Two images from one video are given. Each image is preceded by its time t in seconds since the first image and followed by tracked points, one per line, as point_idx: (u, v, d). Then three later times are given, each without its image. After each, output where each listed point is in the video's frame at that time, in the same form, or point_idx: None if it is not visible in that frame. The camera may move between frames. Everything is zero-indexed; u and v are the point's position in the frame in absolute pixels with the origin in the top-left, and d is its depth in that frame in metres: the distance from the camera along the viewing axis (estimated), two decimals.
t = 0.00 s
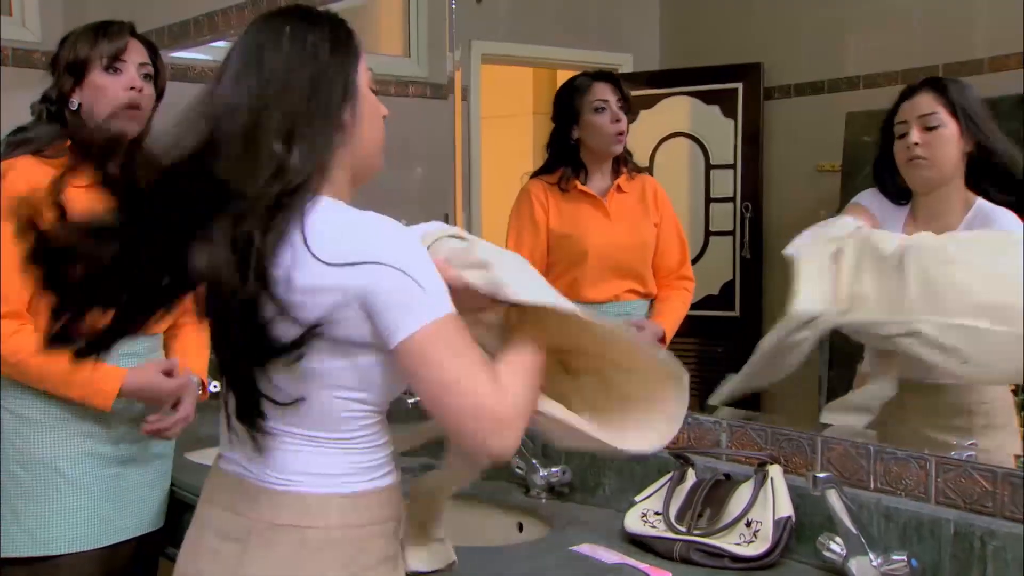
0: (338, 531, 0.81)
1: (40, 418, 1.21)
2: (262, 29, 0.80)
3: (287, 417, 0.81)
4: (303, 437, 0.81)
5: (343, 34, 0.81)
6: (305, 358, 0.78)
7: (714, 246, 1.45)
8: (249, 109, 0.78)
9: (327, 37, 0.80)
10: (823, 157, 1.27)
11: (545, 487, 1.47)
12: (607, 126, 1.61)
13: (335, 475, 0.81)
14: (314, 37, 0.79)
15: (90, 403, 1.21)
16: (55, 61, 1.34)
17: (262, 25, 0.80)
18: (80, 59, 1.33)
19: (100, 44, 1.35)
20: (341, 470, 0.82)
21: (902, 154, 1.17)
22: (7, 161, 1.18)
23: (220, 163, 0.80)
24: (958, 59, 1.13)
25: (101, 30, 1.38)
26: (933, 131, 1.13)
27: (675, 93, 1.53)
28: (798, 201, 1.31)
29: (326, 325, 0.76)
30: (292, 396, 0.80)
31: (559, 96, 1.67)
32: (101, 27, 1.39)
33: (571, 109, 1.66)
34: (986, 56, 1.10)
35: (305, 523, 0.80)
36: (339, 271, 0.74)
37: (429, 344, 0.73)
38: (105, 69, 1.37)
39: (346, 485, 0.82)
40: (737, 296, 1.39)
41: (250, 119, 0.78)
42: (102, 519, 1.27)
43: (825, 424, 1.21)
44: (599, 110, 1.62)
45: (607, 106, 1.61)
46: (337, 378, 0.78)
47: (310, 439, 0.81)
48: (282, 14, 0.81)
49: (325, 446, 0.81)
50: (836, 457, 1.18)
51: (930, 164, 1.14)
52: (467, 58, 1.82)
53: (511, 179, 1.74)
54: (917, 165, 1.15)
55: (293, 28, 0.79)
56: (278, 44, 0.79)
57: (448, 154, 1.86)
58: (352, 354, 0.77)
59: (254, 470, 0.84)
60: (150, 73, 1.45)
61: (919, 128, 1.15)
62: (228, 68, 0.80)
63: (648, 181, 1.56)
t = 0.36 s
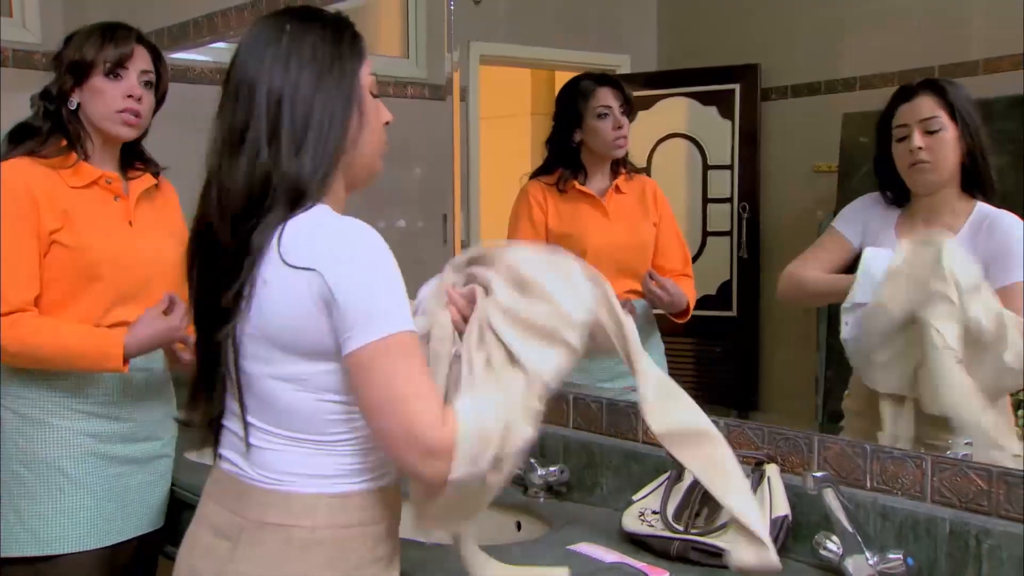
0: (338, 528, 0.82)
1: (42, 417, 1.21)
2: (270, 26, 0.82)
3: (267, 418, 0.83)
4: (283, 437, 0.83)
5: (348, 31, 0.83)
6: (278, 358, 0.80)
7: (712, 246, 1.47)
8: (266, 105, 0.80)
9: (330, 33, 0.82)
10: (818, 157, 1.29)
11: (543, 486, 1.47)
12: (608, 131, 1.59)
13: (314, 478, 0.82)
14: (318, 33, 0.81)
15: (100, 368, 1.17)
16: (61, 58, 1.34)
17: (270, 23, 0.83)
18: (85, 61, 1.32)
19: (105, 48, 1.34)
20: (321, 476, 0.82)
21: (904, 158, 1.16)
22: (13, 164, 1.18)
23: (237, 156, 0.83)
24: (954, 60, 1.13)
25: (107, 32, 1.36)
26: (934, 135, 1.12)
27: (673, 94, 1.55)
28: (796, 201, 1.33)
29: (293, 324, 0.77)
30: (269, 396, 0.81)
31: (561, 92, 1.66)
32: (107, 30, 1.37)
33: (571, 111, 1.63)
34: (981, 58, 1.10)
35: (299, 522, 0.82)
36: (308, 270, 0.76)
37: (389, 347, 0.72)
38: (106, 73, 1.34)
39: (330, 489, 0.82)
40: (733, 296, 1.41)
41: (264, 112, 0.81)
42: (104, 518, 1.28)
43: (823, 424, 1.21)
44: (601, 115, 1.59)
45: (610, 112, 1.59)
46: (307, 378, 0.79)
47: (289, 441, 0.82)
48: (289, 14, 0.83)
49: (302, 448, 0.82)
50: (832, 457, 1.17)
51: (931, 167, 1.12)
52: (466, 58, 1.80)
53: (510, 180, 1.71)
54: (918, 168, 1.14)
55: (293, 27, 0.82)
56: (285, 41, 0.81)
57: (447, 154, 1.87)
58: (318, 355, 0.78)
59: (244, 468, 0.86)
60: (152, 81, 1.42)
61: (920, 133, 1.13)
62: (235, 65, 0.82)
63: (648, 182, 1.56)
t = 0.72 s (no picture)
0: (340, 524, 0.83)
1: (46, 418, 1.22)
2: (257, 38, 0.84)
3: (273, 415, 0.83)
4: (293, 431, 0.83)
5: (331, 41, 0.85)
6: (282, 356, 0.80)
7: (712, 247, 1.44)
8: (257, 117, 0.81)
9: (316, 43, 0.84)
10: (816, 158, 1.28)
11: (541, 486, 1.48)
12: (611, 129, 1.62)
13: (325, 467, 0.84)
14: (304, 45, 0.83)
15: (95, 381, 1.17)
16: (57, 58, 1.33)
17: (257, 34, 0.84)
18: (86, 61, 1.31)
19: (106, 47, 1.32)
20: (330, 465, 0.84)
21: (875, 163, 1.18)
22: (15, 168, 1.20)
23: (222, 166, 0.83)
24: (947, 62, 1.14)
25: (108, 31, 1.35)
26: (902, 139, 1.15)
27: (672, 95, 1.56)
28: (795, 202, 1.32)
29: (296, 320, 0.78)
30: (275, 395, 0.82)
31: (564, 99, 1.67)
32: (108, 29, 1.35)
33: (572, 110, 1.65)
34: (976, 59, 1.11)
35: (302, 518, 0.84)
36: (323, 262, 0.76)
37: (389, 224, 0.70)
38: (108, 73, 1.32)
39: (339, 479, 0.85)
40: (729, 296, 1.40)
41: (255, 124, 0.81)
42: (109, 520, 1.27)
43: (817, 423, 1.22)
44: (603, 114, 1.62)
45: (612, 111, 1.61)
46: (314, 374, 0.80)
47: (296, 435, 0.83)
48: (276, 25, 0.85)
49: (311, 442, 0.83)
50: (830, 456, 1.18)
51: (902, 170, 1.15)
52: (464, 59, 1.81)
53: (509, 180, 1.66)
54: (890, 171, 1.16)
55: (284, 33, 0.83)
56: (270, 53, 0.83)
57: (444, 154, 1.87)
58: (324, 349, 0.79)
59: (247, 470, 0.85)
60: (154, 79, 1.41)
61: (889, 138, 1.17)
62: (223, 82, 0.83)
63: (649, 185, 1.57)
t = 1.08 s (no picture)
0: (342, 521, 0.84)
1: (51, 419, 1.23)
2: (287, 43, 0.89)
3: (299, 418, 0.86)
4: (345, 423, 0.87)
5: (354, 39, 0.89)
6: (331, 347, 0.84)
7: (709, 246, 1.44)
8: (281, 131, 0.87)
9: (333, 41, 0.88)
10: (815, 157, 1.26)
11: (541, 485, 1.48)
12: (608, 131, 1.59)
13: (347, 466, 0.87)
14: (325, 51, 0.87)
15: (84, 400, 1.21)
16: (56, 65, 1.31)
17: (288, 39, 0.89)
18: (91, 69, 1.30)
19: (110, 54, 1.31)
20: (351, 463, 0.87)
21: (879, 154, 1.18)
22: (17, 170, 1.20)
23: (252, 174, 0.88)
24: (946, 62, 1.14)
25: (110, 34, 1.33)
26: (909, 133, 1.16)
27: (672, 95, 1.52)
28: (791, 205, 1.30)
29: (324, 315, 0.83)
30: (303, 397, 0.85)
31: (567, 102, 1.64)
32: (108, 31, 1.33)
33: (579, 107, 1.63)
34: (974, 60, 1.12)
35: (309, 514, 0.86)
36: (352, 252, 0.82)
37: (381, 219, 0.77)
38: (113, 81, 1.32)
39: (358, 477, 0.87)
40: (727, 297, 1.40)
41: (280, 129, 0.87)
42: (113, 520, 1.28)
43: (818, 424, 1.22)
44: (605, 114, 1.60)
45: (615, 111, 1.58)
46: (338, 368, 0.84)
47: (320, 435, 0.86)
48: (302, 29, 0.89)
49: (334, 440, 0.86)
50: (828, 455, 1.19)
51: (906, 164, 1.16)
52: (462, 59, 1.83)
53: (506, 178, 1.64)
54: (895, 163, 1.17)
55: (302, 44, 0.88)
56: (294, 58, 0.88)
57: (444, 154, 1.88)
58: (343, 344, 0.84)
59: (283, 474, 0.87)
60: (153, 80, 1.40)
61: (896, 129, 1.17)
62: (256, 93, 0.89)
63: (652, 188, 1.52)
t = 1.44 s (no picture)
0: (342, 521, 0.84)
1: (55, 418, 1.23)
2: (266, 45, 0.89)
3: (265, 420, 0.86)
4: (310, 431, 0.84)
5: (330, 35, 0.88)
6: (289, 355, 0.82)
7: (710, 246, 1.47)
8: (263, 128, 0.86)
9: (311, 37, 0.87)
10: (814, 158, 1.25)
11: (541, 485, 1.48)
12: (613, 127, 1.62)
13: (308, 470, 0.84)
14: (309, 48, 0.87)
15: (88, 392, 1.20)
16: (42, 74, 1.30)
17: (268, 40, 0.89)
18: (80, 70, 1.29)
19: (95, 50, 1.30)
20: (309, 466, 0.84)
21: (890, 157, 1.18)
22: (17, 169, 1.19)
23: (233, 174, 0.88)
24: (946, 62, 1.15)
25: (90, 31, 1.31)
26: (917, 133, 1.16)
27: (673, 96, 1.55)
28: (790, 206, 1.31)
29: (268, 313, 0.82)
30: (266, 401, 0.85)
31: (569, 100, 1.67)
32: (88, 27, 1.32)
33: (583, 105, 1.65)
34: (973, 61, 1.12)
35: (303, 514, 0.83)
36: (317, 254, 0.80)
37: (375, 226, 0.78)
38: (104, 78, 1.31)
39: (328, 480, 0.84)
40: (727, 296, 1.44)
41: (254, 127, 0.86)
42: (115, 520, 1.28)
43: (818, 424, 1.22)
44: (610, 109, 1.62)
45: (620, 107, 1.61)
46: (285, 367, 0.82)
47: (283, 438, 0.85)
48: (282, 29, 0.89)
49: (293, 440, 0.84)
50: (828, 455, 1.19)
51: (919, 164, 1.17)
52: (463, 60, 1.81)
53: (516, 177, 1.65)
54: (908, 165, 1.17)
55: (289, 40, 0.87)
56: (273, 56, 0.87)
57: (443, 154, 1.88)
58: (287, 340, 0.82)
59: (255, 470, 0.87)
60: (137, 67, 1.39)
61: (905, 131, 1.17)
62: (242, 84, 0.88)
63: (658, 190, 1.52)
